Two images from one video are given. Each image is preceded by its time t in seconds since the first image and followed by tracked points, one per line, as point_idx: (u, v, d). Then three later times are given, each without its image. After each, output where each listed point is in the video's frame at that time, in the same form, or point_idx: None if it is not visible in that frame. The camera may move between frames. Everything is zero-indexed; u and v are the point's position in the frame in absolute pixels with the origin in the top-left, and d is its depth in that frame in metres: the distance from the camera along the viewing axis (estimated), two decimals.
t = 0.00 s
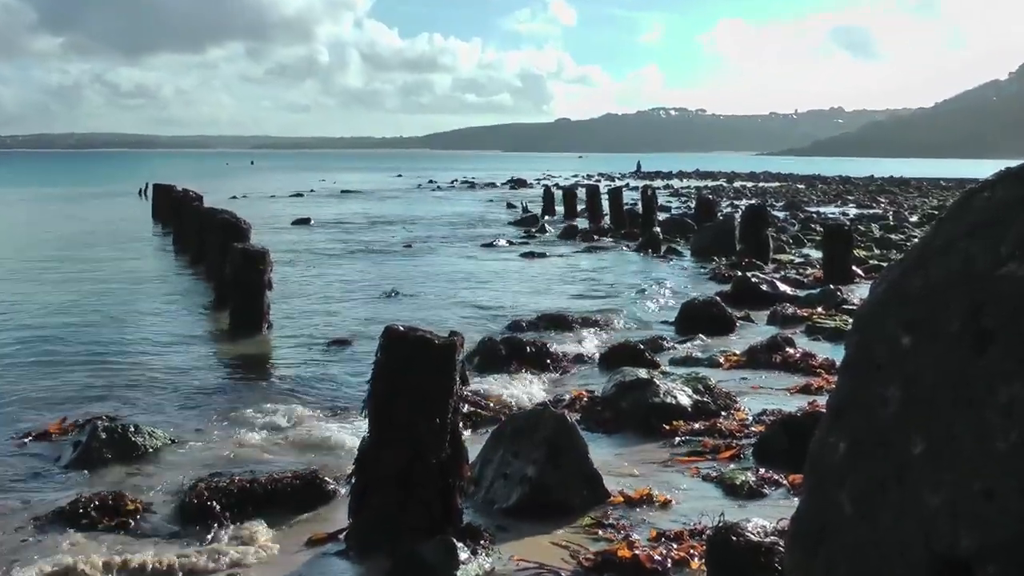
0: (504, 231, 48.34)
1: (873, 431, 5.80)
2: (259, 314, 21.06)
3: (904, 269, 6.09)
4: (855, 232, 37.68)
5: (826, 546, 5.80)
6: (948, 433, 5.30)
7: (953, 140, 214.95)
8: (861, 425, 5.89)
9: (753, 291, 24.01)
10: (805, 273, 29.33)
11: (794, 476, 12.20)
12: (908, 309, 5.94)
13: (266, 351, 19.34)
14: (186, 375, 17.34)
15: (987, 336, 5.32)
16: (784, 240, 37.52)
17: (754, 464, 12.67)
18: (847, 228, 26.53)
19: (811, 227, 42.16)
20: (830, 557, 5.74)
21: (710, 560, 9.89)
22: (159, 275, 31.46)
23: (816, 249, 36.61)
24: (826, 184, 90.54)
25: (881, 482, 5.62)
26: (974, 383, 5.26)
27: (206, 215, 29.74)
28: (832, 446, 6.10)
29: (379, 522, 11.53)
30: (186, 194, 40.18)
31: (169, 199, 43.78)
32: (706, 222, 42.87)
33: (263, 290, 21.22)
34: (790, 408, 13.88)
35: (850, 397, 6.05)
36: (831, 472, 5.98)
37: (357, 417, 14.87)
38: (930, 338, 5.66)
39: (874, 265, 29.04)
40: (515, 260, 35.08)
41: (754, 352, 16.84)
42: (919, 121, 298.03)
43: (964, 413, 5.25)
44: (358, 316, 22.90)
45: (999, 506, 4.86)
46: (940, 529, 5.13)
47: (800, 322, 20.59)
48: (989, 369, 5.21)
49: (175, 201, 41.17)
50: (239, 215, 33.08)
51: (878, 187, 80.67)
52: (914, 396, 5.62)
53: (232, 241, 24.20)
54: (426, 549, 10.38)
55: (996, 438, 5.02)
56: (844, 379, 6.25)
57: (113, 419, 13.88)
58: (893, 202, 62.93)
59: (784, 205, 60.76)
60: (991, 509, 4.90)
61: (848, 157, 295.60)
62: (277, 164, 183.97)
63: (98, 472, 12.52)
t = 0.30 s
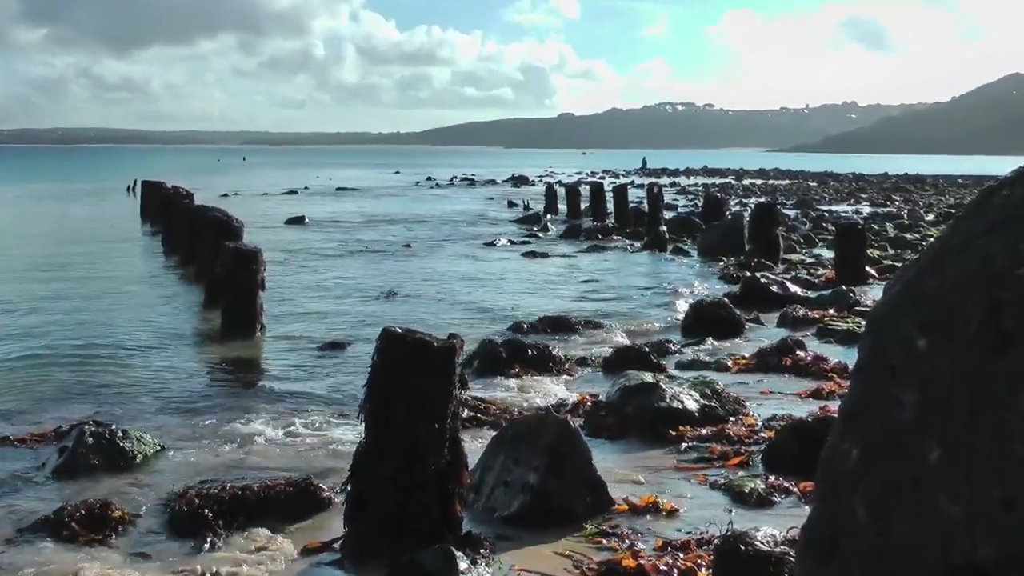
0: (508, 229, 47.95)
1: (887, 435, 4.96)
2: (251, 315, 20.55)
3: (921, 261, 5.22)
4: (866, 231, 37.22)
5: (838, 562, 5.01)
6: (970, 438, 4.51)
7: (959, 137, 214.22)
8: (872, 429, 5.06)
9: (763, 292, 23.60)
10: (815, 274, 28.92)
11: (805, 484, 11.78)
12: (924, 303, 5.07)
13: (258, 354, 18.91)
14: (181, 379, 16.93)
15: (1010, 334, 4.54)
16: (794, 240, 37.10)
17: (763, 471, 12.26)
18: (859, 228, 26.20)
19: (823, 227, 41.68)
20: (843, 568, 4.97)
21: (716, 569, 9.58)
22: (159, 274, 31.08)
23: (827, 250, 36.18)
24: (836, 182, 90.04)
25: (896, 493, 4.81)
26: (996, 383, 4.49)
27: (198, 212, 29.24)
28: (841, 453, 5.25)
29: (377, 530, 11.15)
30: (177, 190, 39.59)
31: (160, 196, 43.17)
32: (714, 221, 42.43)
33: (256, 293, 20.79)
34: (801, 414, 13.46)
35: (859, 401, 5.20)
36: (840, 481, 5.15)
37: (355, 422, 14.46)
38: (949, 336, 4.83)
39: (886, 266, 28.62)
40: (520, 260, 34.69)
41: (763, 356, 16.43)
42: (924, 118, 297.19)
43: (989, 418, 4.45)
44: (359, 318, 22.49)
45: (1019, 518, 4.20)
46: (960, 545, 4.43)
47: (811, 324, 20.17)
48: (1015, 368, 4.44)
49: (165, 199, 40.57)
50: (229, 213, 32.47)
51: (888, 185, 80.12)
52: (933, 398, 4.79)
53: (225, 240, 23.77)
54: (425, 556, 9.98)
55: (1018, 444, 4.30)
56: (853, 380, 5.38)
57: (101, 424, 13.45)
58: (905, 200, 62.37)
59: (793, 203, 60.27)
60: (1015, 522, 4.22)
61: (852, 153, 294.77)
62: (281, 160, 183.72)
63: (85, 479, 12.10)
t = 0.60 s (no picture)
0: (510, 226, 47.49)
1: (899, 440, 5.01)
2: (243, 314, 20.46)
3: (935, 260, 5.22)
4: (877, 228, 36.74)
5: (850, 567, 5.09)
6: (986, 442, 4.61)
7: (964, 135, 213.41)
8: (886, 434, 5.10)
9: (772, 291, 23.21)
10: (826, 272, 28.49)
11: (815, 489, 11.40)
12: (938, 304, 5.09)
13: (248, 353, 18.67)
14: (174, 379, 16.55)
15: None
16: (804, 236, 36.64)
17: (772, 475, 11.86)
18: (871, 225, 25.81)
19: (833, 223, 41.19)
20: None
21: None
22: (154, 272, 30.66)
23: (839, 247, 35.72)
24: (847, 177, 89.06)
25: (909, 498, 4.88)
26: (1013, 388, 4.57)
27: (189, 207, 28.77)
28: (852, 456, 5.28)
29: (373, 537, 10.77)
30: (164, 183, 38.95)
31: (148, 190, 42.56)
32: (721, 218, 41.92)
33: (248, 291, 20.54)
34: (811, 417, 13.06)
35: (871, 406, 5.22)
36: (852, 485, 5.19)
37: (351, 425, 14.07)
38: (965, 339, 4.88)
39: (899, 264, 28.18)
40: (523, 257, 34.25)
41: (772, 358, 16.03)
42: (929, 116, 296.13)
43: (1006, 425, 4.53)
44: (357, 317, 22.09)
45: None
46: (972, 553, 4.55)
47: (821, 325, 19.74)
48: None
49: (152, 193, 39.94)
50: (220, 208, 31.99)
51: (900, 180, 79.25)
52: (947, 405, 4.84)
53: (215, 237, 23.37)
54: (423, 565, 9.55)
55: None
56: (864, 383, 5.39)
57: (88, 425, 13.04)
58: (920, 196, 61.56)
59: (802, 198, 59.64)
60: None
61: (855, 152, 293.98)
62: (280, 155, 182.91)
63: (70, 485, 11.71)
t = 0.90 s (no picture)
0: (514, 222, 47.08)
1: (915, 442, 4.75)
2: (234, 313, 20.20)
3: (950, 260, 5.07)
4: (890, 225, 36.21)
5: None
6: (1004, 445, 4.35)
7: (971, 131, 212.39)
8: (900, 439, 4.83)
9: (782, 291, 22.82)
10: (837, 271, 28.07)
11: (827, 495, 11.01)
12: (955, 303, 4.91)
13: (239, 353, 18.35)
14: (167, 381, 16.19)
15: None
16: (816, 233, 36.17)
17: (782, 481, 11.46)
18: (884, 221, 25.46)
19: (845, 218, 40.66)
20: None
21: None
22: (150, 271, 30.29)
23: (852, 244, 35.25)
24: (861, 171, 88.12)
25: (923, 504, 4.60)
26: None
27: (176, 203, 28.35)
28: (865, 461, 5.01)
29: (369, 545, 10.36)
30: (152, 179, 38.35)
31: (136, 187, 41.97)
32: (728, 214, 41.48)
33: (240, 287, 20.32)
34: (822, 421, 12.66)
35: (885, 411, 4.97)
36: (863, 491, 4.91)
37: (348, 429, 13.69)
38: (981, 342, 4.66)
39: (913, 263, 27.74)
40: (527, 255, 33.82)
41: (782, 360, 15.64)
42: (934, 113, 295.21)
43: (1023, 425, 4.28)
44: (357, 317, 21.70)
45: None
46: (999, 561, 4.24)
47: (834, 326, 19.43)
48: None
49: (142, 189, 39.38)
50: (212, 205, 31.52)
51: (912, 175, 78.55)
52: (966, 404, 4.59)
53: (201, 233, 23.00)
54: None
55: None
56: (877, 389, 5.17)
57: (74, 430, 12.67)
58: (934, 192, 60.94)
59: (813, 194, 59.02)
60: None
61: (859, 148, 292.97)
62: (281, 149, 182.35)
63: (54, 491, 11.35)
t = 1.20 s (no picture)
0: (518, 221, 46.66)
1: (931, 448, 4.46)
2: (224, 313, 19.87)
3: (966, 257, 4.68)
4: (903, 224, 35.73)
5: None
6: None
7: (976, 129, 211.47)
8: (914, 445, 4.54)
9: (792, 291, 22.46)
10: (848, 271, 27.67)
11: (838, 504, 10.63)
12: (971, 301, 4.56)
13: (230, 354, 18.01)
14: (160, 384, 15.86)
15: None
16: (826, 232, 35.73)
17: (792, 489, 11.07)
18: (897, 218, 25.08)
19: (856, 217, 40.16)
20: None
21: None
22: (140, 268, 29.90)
23: (864, 243, 34.80)
24: (872, 168, 87.31)
25: (936, 517, 4.34)
26: None
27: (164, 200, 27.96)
28: (878, 468, 4.73)
29: (364, 555, 10.00)
30: (141, 176, 37.82)
31: (124, 183, 41.46)
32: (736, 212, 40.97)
33: (230, 288, 20.02)
34: (834, 426, 12.28)
35: (896, 414, 4.66)
36: (875, 499, 4.64)
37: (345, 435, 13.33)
38: (1000, 345, 4.35)
39: (926, 263, 27.32)
40: (531, 254, 33.39)
41: (791, 363, 15.25)
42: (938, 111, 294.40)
43: None
44: (356, 319, 21.30)
45: None
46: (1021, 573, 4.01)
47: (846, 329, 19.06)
48: None
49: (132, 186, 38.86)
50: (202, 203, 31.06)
51: (927, 172, 77.65)
52: (984, 408, 4.29)
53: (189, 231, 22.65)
54: None
55: None
56: (889, 391, 4.85)
57: (60, 437, 12.36)
58: (949, 189, 60.19)
59: (824, 191, 58.41)
60: None
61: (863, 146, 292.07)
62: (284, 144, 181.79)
63: (36, 498, 11.01)
